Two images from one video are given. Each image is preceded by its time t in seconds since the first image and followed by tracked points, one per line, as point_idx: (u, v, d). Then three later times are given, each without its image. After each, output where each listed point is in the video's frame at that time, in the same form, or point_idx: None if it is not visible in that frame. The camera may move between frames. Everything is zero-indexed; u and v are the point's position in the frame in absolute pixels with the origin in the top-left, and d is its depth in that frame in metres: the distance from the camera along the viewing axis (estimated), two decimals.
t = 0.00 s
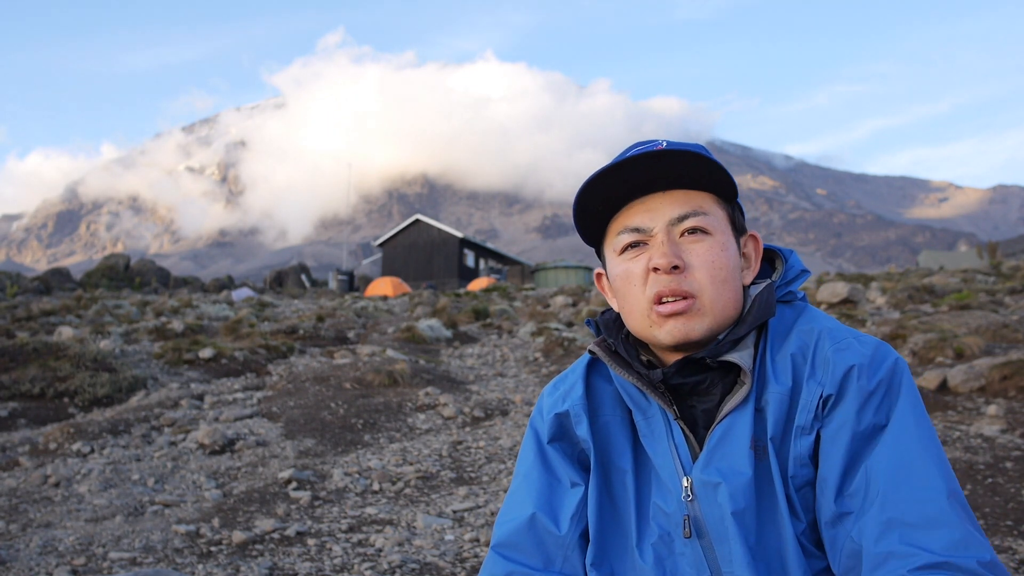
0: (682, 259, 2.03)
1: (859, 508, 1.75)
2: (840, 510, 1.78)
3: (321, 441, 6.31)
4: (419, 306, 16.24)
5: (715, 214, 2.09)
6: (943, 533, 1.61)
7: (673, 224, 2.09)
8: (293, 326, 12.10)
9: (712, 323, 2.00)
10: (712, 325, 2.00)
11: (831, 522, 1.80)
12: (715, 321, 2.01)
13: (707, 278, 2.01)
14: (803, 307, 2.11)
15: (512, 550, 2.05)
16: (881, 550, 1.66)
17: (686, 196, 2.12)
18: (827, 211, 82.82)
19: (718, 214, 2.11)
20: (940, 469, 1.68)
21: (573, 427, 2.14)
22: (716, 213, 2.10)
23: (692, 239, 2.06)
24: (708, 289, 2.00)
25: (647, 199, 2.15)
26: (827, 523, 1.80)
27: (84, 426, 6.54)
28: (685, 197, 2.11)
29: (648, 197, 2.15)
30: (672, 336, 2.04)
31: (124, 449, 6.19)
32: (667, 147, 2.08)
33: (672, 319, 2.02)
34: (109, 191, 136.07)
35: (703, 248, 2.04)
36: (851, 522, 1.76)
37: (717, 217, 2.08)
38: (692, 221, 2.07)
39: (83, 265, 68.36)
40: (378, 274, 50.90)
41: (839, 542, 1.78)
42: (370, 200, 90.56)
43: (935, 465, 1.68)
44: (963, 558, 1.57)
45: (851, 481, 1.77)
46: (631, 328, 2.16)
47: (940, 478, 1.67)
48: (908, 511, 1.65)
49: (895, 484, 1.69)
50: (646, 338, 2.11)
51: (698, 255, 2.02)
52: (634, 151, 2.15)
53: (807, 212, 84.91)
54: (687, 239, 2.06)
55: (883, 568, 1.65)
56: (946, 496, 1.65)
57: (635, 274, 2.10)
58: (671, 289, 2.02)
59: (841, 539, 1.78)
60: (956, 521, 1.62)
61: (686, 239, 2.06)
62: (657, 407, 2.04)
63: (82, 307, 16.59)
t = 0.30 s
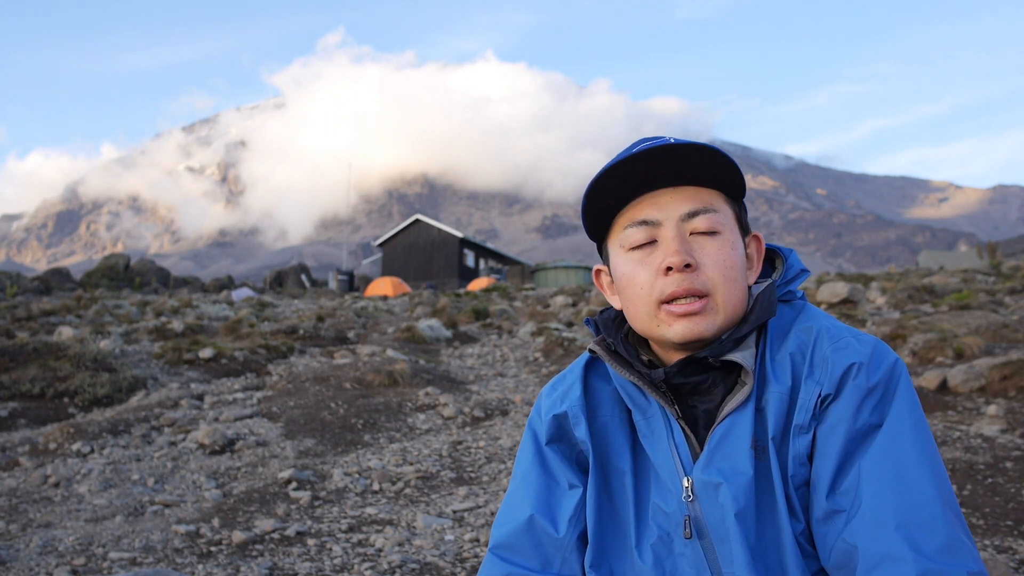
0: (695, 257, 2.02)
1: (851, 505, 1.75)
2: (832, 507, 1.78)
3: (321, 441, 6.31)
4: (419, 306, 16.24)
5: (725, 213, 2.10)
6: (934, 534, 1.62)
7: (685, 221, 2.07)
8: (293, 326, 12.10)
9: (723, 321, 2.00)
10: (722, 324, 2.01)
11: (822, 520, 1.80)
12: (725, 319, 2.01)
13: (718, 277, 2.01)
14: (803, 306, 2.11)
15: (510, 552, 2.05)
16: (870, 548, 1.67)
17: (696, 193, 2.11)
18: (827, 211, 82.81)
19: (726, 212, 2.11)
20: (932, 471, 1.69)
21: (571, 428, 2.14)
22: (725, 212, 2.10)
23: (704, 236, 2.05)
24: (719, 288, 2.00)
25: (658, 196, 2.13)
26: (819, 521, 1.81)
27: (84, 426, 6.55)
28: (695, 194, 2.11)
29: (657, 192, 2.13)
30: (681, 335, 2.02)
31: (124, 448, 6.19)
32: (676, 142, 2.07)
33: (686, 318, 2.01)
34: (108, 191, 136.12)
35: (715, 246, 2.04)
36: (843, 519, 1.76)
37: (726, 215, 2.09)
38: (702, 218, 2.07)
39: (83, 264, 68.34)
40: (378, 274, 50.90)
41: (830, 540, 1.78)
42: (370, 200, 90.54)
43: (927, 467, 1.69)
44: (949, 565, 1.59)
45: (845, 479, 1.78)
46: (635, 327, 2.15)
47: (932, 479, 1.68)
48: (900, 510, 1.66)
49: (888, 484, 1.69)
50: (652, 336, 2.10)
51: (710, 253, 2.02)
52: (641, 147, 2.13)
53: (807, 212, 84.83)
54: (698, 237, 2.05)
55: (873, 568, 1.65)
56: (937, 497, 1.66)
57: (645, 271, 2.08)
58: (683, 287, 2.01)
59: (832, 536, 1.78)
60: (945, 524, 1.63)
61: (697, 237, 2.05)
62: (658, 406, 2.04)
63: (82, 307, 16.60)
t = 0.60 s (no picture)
0: (706, 258, 2.02)
1: (848, 503, 1.75)
2: (830, 504, 1.78)
3: (321, 441, 6.31)
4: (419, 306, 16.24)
5: (729, 214, 2.11)
6: (930, 531, 1.62)
7: (694, 223, 2.07)
8: (293, 326, 12.10)
9: (733, 322, 2.01)
10: (732, 324, 2.01)
11: (819, 516, 1.80)
12: (734, 320, 2.02)
13: (729, 278, 2.01)
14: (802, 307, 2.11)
15: (511, 553, 2.05)
16: (866, 545, 1.67)
17: (702, 194, 2.12)
18: (827, 211, 82.80)
19: (729, 213, 2.13)
20: (928, 468, 1.69)
21: (571, 428, 2.14)
22: (729, 213, 2.12)
23: (712, 238, 2.06)
24: (730, 289, 2.01)
25: (665, 197, 2.12)
26: (816, 517, 1.80)
27: (84, 426, 6.55)
28: (702, 196, 2.11)
29: (663, 195, 2.12)
30: (693, 336, 2.02)
31: (124, 449, 6.19)
32: (680, 144, 2.06)
33: (698, 319, 2.01)
34: (108, 191, 136.18)
35: (724, 247, 2.05)
36: (840, 516, 1.76)
37: (730, 216, 2.10)
38: (711, 219, 2.07)
39: (83, 264, 68.31)
40: (378, 274, 50.90)
41: (826, 536, 1.78)
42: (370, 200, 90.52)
43: (923, 463, 1.69)
44: (946, 562, 1.59)
45: (842, 476, 1.78)
46: (640, 329, 2.14)
47: (928, 476, 1.68)
48: (897, 506, 1.66)
49: (884, 480, 1.69)
50: (659, 339, 2.10)
51: (721, 254, 2.03)
52: (644, 150, 2.12)
53: (807, 212, 84.80)
54: (707, 237, 2.06)
55: (869, 563, 1.65)
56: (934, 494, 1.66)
57: (655, 273, 2.08)
58: (695, 288, 2.01)
59: (827, 533, 1.78)
60: (942, 520, 1.63)
61: (707, 238, 2.06)
62: (659, 405, 2.04)
63: (82, 307, 16.60)
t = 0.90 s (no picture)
0: (711, 258, 2.02)
1: (844, 500, 1.75)
2: (828, 501, 1.78)
3: (321, 441, 6.31)
4: (419, 306, 16.25)
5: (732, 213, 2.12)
6: (928, 527, 1.63)
7: (698, 223, 2.08)
8: (293, 326, 12.11)
9: (737, 320, 2.01)
10: (736, 324, 2.01)
11: (816, 513, 1.80)
12: (738, 319, 2.02)
13: (734, 277, 2.01)
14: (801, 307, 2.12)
15: (513, 552, 2.05)
16: (863, 542, 1.67)
17: (706, 194, 2.12)
18: (827, 211, 82.76)
19: (733, 212, 2.14)
20: (926, 466, 1.69)
21: (571, 427, 2.14)
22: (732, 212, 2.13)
23: (717, 237, 2.06)
24: (734, 288, 2.01)
25: (670, 197, 2.12)
26: (814, 514, 1.80)
27: (84, 426, 6.55)
28: (706, 196, 2.12)
29: (666, 196, 2.13)
30: (698, 335, 2.02)
31: (124, 449, 6.19)
32: (683, 145, 2.07)
33: (702, 318, 2.01)
34: (109, 192, 136.21)
35: (729, 246, 2.05)
36: (838, 513, 1.76)
37: (734, 216, 2.11)
38: (715, 218, 2.08)
39: (83, 264, 68.29)
40: (377, 275, 50.89)
41: (824, 533, 1.78)
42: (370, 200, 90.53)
43: (920, 461, 1.69)
44: (943, 558, 1.59)
45: (840, 473, 1.78)
46: (643, 328, 2.15)
47: (924, 474, 1.68)
48: (894, 504, 1.66)
49: (881, 477, 1.69)
50: (663, 338, 2.10)
51: (727, 254, 2.03)
52: (647, 150, 2.12)
53: (807, 212, 84.75)
54: (712, 237, 2.06)
55: (867, 560, 1.65)
56: (930, 493, 1.66)
57: (660, 273, 2.08)
58: (701, 288, 2.01)
59: (825, 530, 1.78)
60: (939, 517, 1.64)
61: (711, 238, 2.06)
62: (660, 404, 2.04)
63: (83, 307, 16.60)
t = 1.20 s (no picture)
0: (713, 258, 2.02)
1: (846, 500, 1.75)
2: (829, 501, 1.78)
3: (321, 441, 6.31)
4: (419, 306, 16.25)
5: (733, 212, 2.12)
6: (928, 527, 1.63)
7: (700, 223, 2.08)
8: (293, 326, 12.11)
9: (739, 321, 2.02)
10: (739, 324, 2.02)
11: (819, 513, 1.80)
12: (741, 320, 2.02)
13: (736, 278, 2.02)
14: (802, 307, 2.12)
15: (513, 552, 2.05)
16: (864, 543, 1.67)
17: (708, 194, 2.12)
18: (827, 211, 82.71)
19: (734, 211, 2.14)
20: (927, 466, 1.69)
21: (572, 427, 2.14)
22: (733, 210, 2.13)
23: (719, 237, 2.06)
24: (737, 288, 2.02)
25: (674, 196, 2.12)
26: (816, 514, 1.80)
27: (84, 426, 6.55)
28: (708, 196, 2.12)
29: (671, 194, 2.12)
30: (701, 336, 2.02)
31: (124, 449, 6.19)
32: (686, 143, 2.07)
33: (704, 318, 2.02)
34: (109, 192, 136.23)
35: (731, 245, 2.05)
36: (839, 513, 1.76)
37: (736, 216, 2.11)
38: (717, 219, 2.08)
39: (83, 264, 68.27)
40: (377, 275, 50.89)
41: (825, 533, 1.78)
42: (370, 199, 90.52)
43: (921, 462, 1.69)
44: (944, 559, 1.59)
45: (841, 474, 1.78)
46: (645, 329, 2.15)
47: (925, 474, 1.68)
48: (895, 504, 1.66)
49: (882, 477, 1.69)
50: (664, 340, 2.10)
51: (729, 254, 2.03)
52: (649, 150, 2.12)
53: (807, 212, 84.69)
54: (714, 237, 2.06)
55: (867, 561, 1.65)
56: (932, 493, 1.66)
57: (662, 273, 2.08)
58: (704, 288, 2.01)
59: (827, 530, 1.78)
60: (940, 518, 1.64)
61: (713, 238, 2.06)
62: (662, 405, 2.04)
63: (82, 307, 16.60)
